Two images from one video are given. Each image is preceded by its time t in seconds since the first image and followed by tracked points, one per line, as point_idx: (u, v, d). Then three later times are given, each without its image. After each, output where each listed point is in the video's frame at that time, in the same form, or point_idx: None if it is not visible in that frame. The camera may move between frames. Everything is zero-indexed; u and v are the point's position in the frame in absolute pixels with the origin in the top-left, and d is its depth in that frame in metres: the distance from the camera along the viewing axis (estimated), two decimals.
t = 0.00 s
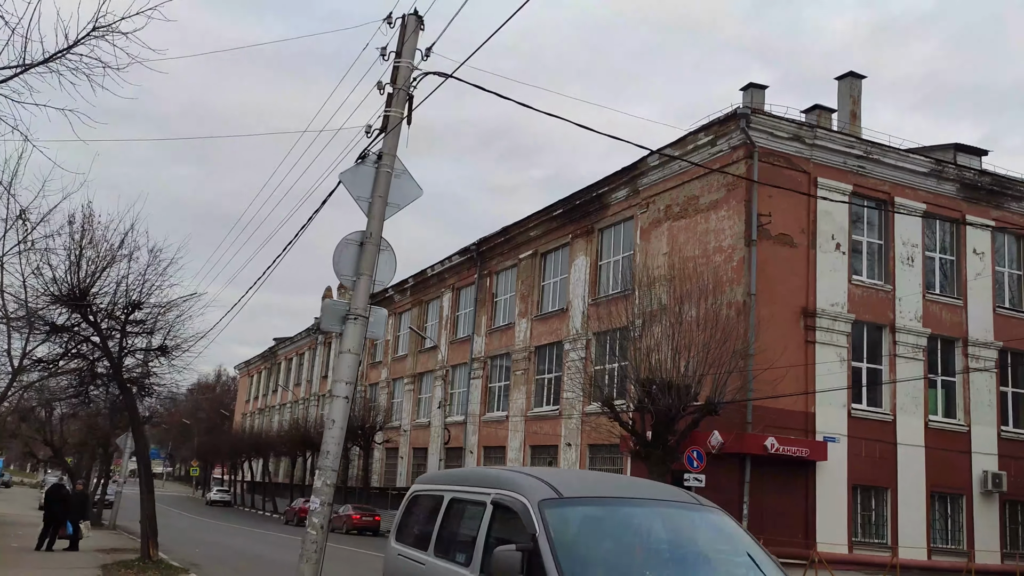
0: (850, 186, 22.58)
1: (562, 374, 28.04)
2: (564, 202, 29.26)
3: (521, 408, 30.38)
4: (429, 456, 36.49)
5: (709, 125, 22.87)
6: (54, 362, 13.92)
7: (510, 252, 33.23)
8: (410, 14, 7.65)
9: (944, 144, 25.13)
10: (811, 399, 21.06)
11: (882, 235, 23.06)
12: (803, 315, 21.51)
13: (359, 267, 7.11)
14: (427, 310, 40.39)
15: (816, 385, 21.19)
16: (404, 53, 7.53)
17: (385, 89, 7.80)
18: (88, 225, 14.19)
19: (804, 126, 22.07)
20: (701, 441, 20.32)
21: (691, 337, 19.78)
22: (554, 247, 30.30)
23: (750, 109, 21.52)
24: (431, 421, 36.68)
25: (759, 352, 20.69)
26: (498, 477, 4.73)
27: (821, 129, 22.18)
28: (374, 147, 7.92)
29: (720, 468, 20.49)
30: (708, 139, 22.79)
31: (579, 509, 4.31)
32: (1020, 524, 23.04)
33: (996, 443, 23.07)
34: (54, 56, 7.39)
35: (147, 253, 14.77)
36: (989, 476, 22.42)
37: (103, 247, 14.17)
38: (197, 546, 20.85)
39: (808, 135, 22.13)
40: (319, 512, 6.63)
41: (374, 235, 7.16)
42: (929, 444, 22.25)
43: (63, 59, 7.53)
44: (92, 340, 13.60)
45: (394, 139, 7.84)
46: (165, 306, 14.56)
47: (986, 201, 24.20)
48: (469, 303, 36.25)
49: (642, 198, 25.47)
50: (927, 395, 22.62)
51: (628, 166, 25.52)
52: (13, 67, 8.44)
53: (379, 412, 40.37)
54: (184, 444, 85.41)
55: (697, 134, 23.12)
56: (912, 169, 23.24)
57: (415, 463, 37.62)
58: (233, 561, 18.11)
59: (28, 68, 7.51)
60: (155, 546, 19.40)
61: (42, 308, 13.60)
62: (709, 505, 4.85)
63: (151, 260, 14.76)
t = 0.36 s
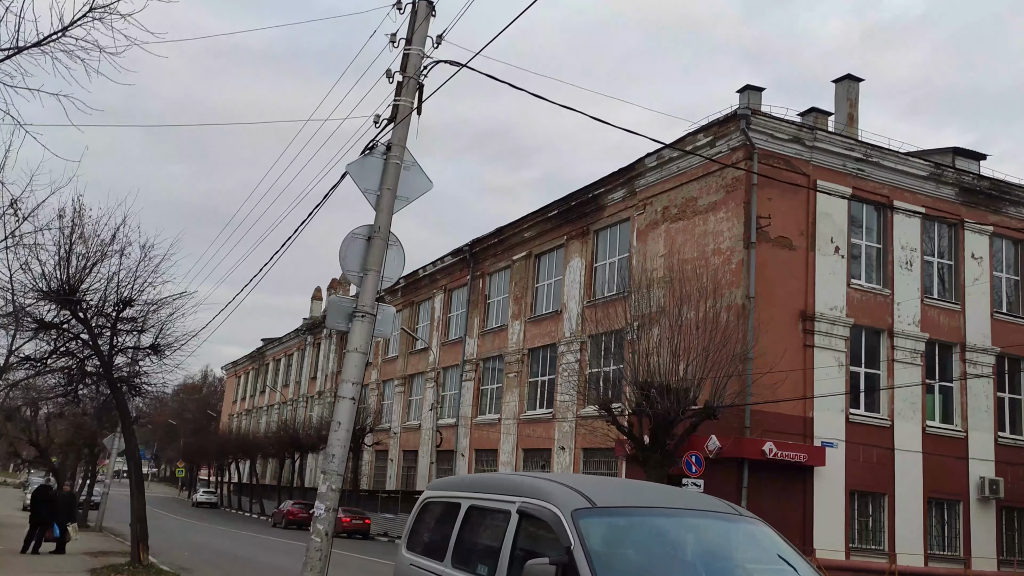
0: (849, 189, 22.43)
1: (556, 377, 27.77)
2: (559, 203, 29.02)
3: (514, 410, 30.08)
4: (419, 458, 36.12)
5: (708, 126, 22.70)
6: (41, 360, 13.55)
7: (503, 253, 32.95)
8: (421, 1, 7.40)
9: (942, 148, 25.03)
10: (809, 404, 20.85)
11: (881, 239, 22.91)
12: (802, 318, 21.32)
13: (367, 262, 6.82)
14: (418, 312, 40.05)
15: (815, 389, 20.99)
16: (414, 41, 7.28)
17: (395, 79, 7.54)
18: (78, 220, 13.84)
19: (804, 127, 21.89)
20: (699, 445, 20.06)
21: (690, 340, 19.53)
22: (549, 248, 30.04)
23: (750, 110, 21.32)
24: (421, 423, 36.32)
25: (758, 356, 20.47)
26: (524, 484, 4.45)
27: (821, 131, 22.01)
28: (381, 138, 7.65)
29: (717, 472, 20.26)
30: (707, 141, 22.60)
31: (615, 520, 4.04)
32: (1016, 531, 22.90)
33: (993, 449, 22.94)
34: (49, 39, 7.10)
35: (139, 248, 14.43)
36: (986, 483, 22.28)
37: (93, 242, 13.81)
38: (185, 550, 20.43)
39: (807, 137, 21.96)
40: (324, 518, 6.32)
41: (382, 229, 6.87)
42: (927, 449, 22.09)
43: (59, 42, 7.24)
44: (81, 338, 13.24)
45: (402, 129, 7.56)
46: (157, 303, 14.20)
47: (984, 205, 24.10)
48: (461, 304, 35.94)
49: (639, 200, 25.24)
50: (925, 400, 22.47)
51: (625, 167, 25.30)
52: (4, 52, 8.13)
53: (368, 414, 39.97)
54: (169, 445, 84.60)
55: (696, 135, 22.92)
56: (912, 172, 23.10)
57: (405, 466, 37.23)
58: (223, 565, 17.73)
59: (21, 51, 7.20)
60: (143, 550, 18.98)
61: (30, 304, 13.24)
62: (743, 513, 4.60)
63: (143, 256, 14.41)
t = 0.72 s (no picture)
0: (848, 186, 22.25)
1: (550, 374, 27.56)
2: (554, 198, 28.78)
3: (507, 408, 29.83)
4: (410, 456, 35.84)
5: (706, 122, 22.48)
6: (29, 353, 13.20)
7: (497, 249, 32.68)
8: None
9: (940, 146, 24.89)
10: (807, 402, 20.68)
11: (879, 236, 22.75)
12: (800, 316, 21.14)
13: (373, 249, 6.55)
14: (411, 308, 39.74)
15: (813, 387, 20.82)
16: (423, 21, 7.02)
17: (401, 62, 7.32)
18: (68, 209, 13.50)
19: (803, 124, 21.68)
20: (696, 443, 19.89)
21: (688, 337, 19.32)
22: (543, 244, 29.79)
23: (749, 105, 21.10)
24: (413, 421, 36.03)
25: (756, 354, 20.27)
26: (550, 481, 4.17)
27: (820, 127, 21.81)
28: (387, 122, 7.38)
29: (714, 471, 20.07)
30: (705, 136, 22.39)
31: (650, 520, 3.77)
32: (1013, 531, 22.81)
33: (989, 449, 22.84)
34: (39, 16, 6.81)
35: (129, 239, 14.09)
36: (983, 483, 22.17)
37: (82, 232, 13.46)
38: (175, 549, 20.10)
39: (806, 134, 21.76)
40: (327, 516, 6.04)
41: (389, 214, 6.60)
42: (924, 449, 21.96)
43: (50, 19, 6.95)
44: (70, 330, 12.90)
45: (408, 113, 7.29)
46: (148, 295, 13.88)
47: (982, 204, 23.97)
48: (454, 301, 35.66)
49: (636, 196, 24.99)
50: (922, 399, 22.32)
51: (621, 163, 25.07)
52: None
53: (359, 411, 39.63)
54: (157, 442, 84.02)
55: (694, 131, 22.71)
56: (910, 170, 22.93)
57: (396, 464, 36.94)
58: (214, 564, 17.41)
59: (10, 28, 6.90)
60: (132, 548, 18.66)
61: (17, 294, 12.90)
62: (780, 514, 4.34)
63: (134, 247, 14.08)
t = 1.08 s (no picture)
0: (847, 184, 22.09)
1: (546, 373, 27.33)
2: (550, 196, 28.53)
3: (501, 407, 29.58)
4: (403, 455, 35.54)
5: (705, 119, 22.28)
6: (17, 349, 12.87)
7: (492, 247, 32.40)
8: None
9: (938, 145, 24.76)
10: (806, 402, 20.49)
11: (878, 235, 22.59)
12: (799, 315, 20.95)
13: (380, 241, 6.28)
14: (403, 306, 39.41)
15: (812, 387, 20.63)
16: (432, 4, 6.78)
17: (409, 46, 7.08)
18: (58, 202, 13.17)
19: (803, 121, 21.50)
20: (694, 443, 19.69)
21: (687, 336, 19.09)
22: (538, 242, 29.52)
23: (749, 102, 20.90)
24: (406, 420, 35.71)
25: (755, 353, 20.07)
26: (580, 484, 3.93)
27: (820, 125, 21.63)
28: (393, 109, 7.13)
29: (713, 471, 19.86)
30: (704, 134, 22.19)
31: (688, 529, 3.55)
32: (1010, 532, 22.70)
33: (988, 449, 22.72)
34: None
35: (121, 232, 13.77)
36: (982, 484, 22.05)
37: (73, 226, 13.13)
38: (165, 550, 19.73)
39: (806, 132, 21.57)
40: (332, 519, 5.77)
41: (396, 205, 6.33)
42: (923, 449, 21.83)
43: None
44: (61, 326, 12.58)
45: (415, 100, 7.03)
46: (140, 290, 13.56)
47: (981, 203, 23.85)
48: (448, 299, 35.36)
49: (633, 193, 24.76)
50: (921, 400, 22.17)
51: (619, 160, 24.83)
52: None
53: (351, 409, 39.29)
54: (146, 441, 83.43)
55: (692, 128, 22.50)
56: (910, 169, 22.79)
57: (389, 463, 36.62)
58: (206, 565, 17.11)
59: None
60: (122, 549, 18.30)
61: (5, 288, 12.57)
62: (821, 519, 4.11)
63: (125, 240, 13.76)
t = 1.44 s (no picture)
0: (850, 179, 21.90)
1: (543, 370, 27.07)
2: (548, 191, 28.26)
3: (498, 404, 29.30)
4: (398, 452, 35.24)
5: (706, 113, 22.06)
6: (8, 342, 12.54)
7: (488, 242, 32.11)
8: None
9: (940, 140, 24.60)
10: (808, 399, 20.29)
11: (881, 231, 22.41)
12: (802, 312, 20.74)
13: (392, 228, 6.00)
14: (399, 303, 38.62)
15: (814, 384, 20.42)
16: None
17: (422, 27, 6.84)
18: (50, 192, 12.83)
19: (806, 115, 21.30)
20: (696, 440, 19.47)
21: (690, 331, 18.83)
22: (536, 238, 29.25)
23: (752, 96, 20.68)
24: (401, 416, 35.41)
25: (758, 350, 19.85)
26: (620, 486, 3.66)
27: (823, 119, 21.43)
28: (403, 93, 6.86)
29: (714, 469, 19.63)
30: (706, 128, 21.96)
31: (745, 535, 3.30)
32: (1012, 530, 22.55)
33: (990, 447, 22.57)
34: None
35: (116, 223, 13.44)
36: (984, 481, 21.90)
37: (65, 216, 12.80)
38: (159, 549, 19.37)
39: (809, 126, 21.37)
40: (343, 520, 5.48)
41: (408, 191, 6.05)
42: (925, 447, 21.66)
43: None
44: (53, 319, 12.25)
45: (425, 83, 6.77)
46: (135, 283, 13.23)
47: (983, 199, 23.69)
48: (444, 295, 35.05)
49: (633, 188, 24.51)
50: (923, 397, 22.00)
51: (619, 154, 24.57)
52: None
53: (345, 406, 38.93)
54: (136, 438, 82.81)
55: (694, 122, 22.26)
56: (913, 164, 22.61)
57: (384, 460, 36.31)
58: (201, 564, 16.80)
59: None
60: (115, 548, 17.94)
61: None
62: (876, 522, 3.86)
63: (120, 231, 13.44)
